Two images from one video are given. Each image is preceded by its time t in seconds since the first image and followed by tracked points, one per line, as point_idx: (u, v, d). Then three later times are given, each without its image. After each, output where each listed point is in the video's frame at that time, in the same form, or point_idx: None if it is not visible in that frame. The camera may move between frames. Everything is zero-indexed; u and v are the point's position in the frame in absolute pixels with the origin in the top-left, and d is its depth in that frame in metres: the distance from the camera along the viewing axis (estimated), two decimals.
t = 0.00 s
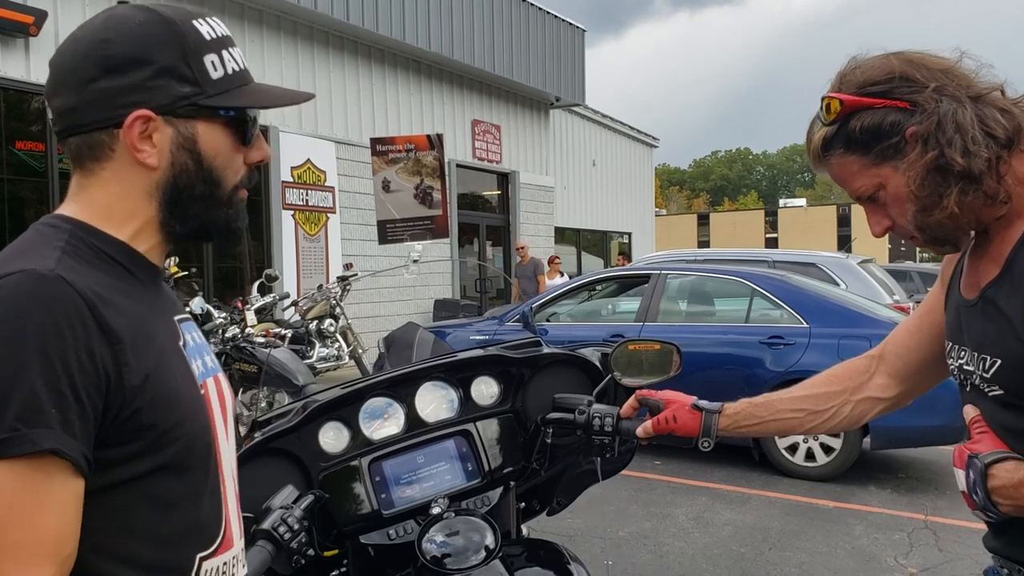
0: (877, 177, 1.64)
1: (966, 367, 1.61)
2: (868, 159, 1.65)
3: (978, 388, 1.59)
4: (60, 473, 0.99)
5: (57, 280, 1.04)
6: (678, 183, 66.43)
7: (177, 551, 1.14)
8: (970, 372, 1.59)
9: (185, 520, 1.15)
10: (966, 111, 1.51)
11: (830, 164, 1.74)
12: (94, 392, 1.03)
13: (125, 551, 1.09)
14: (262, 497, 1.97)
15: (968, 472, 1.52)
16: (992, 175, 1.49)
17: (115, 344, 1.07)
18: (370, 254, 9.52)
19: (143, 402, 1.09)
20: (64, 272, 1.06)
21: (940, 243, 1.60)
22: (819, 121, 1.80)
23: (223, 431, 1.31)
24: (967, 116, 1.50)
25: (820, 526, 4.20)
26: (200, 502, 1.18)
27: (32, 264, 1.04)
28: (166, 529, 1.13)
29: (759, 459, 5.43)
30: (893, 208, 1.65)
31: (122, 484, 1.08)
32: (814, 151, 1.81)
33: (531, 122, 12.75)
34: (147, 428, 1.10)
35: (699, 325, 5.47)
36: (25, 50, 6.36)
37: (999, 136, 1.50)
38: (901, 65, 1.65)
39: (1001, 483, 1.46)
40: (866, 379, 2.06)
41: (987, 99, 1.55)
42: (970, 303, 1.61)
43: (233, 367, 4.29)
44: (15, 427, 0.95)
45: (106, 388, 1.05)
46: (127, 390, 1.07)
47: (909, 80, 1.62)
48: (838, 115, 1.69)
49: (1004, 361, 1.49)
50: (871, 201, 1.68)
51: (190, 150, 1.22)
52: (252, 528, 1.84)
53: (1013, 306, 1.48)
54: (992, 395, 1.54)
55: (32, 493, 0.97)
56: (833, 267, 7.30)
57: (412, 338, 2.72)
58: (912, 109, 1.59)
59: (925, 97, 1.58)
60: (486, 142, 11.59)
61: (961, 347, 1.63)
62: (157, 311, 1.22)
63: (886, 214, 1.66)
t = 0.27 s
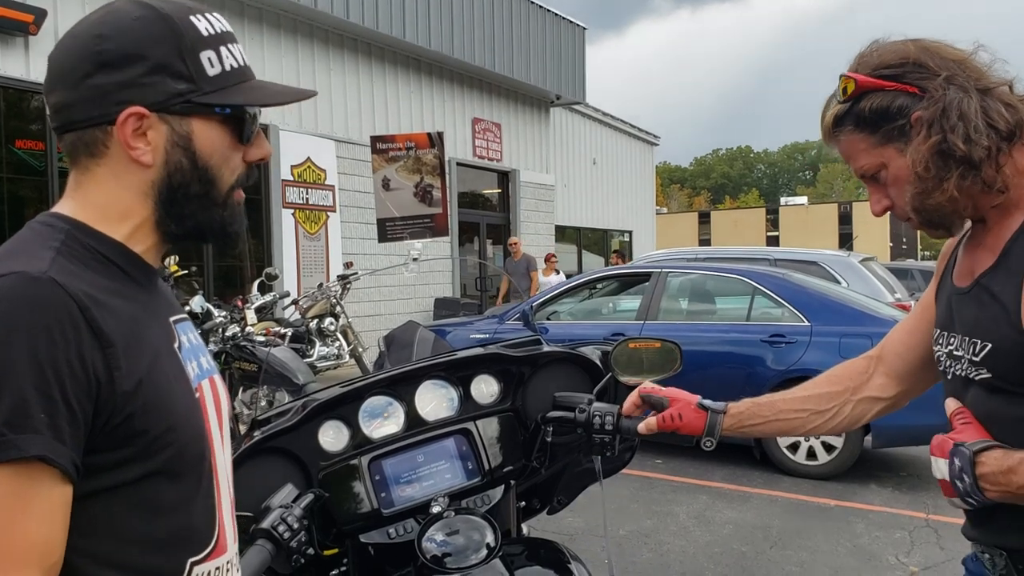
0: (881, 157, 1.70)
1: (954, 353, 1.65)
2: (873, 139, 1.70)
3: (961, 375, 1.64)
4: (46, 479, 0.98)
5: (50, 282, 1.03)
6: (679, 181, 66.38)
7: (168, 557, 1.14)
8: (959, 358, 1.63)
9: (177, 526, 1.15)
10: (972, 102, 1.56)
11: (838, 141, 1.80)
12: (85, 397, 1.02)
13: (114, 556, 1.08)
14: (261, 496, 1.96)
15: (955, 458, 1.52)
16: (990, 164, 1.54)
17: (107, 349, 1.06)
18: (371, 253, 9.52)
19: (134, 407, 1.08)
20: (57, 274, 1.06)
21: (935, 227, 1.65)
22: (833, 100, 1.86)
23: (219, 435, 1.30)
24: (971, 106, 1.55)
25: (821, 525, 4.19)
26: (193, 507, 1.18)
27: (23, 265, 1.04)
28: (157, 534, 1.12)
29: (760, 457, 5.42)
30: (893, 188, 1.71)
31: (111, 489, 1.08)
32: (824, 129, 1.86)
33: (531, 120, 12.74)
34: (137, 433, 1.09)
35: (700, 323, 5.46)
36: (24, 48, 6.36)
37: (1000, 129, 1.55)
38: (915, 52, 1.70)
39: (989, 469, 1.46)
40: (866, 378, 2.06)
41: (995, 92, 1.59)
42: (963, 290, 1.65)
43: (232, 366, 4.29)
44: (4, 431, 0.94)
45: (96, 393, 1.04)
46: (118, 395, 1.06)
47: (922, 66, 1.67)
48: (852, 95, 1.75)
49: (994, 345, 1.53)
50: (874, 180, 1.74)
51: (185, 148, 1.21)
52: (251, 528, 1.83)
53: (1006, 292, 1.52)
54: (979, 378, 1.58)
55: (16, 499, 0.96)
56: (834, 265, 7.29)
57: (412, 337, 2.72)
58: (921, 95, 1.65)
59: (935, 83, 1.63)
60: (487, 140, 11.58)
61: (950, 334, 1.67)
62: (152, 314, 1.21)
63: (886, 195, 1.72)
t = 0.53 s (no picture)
0: (876, 148, 1.74)
1: (944, 336, 1.71)
2: (872, 131, 1.74)
3: (952, 357, 1.70)
4: (36, 479, 0.97)
5: (43, 281, 1.03)
6: (680, 179, 66.31)
7: (163, 559, 1.13)
8: (949, 340, 1.69)
9: (172, 527, 1.14)
10: (963, 100, 1.59)
11: (842, 131, 1.84)
12: (77, 397, 1.01)
13: (108, 557, 1.08)
14: (262, 495, 1.96)
15: (940, 441, 1.58)
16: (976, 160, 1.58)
17: (101, 348, 1.06)
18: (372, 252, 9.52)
19: (127, 408, 1.08)
20: (52, 273, 1.05)
21: (923, 218, 1.69)
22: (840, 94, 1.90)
23: (217, 435, 1.30)
24: (962, 103, 1.59)
25: (823, 524, 4.18)
26: (188, 508, 1.17)
27: (18, 263, 1.03)
28: (151, 535, 1.12)
29: (761, 456, 5.41)
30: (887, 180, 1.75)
31: (104, 489, 1.07)
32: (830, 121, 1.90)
33: (532, 119, 12.73)
34: (130, 433, 1.08)
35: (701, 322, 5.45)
36: (25, 47, 6.36)
37: (989, 126, 1.58)
38: (917, 52, 1.73)
39: (979, 450, 1.54)
40: (863, 376, 2.06)
41: (989, 91, 1.62)
42: (954, 276, 1.71)
43: (232, 365, 4.28)
44: None
45: (89, 393, 1.03)
46: (111, 395, 1.06)
47: (922, 66, 1.70)
48: (856, 89, 1.78)
49: (986, 323, 1.58)
50: (873, 170, 1.78)
51: (187, 141, 1.21)
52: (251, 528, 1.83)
53: (997, 272, 1.57)
54: (969, 355, 1.64)
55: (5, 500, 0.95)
56: (835, 263, 7.27)
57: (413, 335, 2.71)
58: (918, 92, 1.68)
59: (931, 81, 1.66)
60: (488, 139, 11.58)
61: (941, 319, 1.73)
62: (148, 312, 1.20)
63: (882, 185, 1.76)
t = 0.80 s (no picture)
0: (870, 151, 1.77)
1: (936, 329, 1.73)
2: (866, 135, 1.78)
3: (944, 348, 1.72)
4: (40, 481, 0.98)
5: (43, 284, 1.03)
6: (680, 179, 66.32)
7: (165, 558, 1.14)
8: (942, 331, 1.71)
9: (174, 526, 1.15)
10: (949, 106, 1.64)
11: (838, 135, 1.87)
12: (79, 397, 1.02)
13: (111, 557, 1.09)
14: (263, 494, 1.96)
15: (961, 524, 1.52)
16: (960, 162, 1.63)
17: (102, 350, 1.07)
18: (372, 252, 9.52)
19: (128, 408, 1.08)
20: (51, 276, 1.05)
21: (914, 217, 1.75)
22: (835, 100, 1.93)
23: (216, 436, 1.31)
24: (948, 109, 1.63)
25: (822, 524, 4.19)
26: (190, 508, 1.18)
27: (19, 267, 1.03)
28: (155, 535, 1.13)
29: (761, 456, 5.42)
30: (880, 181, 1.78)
31: (106, 490, 1.08)
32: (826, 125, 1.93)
33: (532, 119, 12.74)
34: (132, 434, 1.09)
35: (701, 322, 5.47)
36: (26, 46, 6.37)
37: (974, 130, 1.63)
38: (907, 61, 1.77)
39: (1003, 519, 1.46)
40: (855, 372, 2.07)
41: (976, 97, 1.67)
42: (944, 272, 1.73)
43: (233, 364, 4.29)
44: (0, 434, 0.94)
45: (90, 395, 1.04)
46: (112, 397, 1.06)
47: (912, 74, 1.74)
48: (851, 95, 1.82)
49: (977, 311, 1.61)
50: (867, 173, 1.81)
51: (215, 157, 1.23)
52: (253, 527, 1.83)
53: (988, 262, 1.60)
54: (963, 345, 1.66)
55: (9, 503, 0.95)
56: (835, 263, 7.28)
57: (415, 334, 2.72)
58: (908, 97, 1.71)
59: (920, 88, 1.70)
60: (488, 139, 11.58)
61: (932, 313, 1.75)
62: (148, 312, 1.21)
63: (876, 186, 1.79)
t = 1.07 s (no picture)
0: (863, 154, 1.78)
1: (933, 327, 1.73)
2: (859, 138, 1.78)
3: (940, 346, 1.72)
4: (45, 475, 0.97)
5: (51, 279, 1.03)
6: (679, 178, 66.31)
7: (165, 555, 1.14)
8: (939, 329, 1.71)
9: (175, 524, 1.15)
10: (938, 108, 1.66)
11: (833, 140, 1.89)
12: (84, 394, 1.01)
13: (113, 554, 1.08)
14: (263, 491, 1.95)
15: None
16: (951, 163, 1.64)
17: (108, 346, 1.06)
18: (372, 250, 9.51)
19: (133, 405, 1.08)
20: (58, 271, 1.05)
21: (907, 217, 1.77)
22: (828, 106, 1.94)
23: (215, 434, 1.30)
24: (937, 111, 1.65)
25: (822, 522, 4.19)
26: (191, 504, 1.18)
27: (25, 261, 1.03)
28: (155, 532, 1.12)
29: (761, 455, 5.42)
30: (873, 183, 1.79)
31: (109, 486, 1.07)
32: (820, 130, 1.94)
33: (532, 117, 12.72)
34: (136, 430, 1.08)
35: (701, 320, 5.47)
36: (25, 44, 6.35)
37: (964, 131, 1.64)
38: (897, 66, 1.78)
39: None
40: (851, 370, 2.08)
41: (964, 100, 1.69)
42: (937, 270, 1.73)
43: (233, 362, 4.28)
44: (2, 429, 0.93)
45: (96, 391, 1.03)
46: (118, 392, 1.06)
47: (904, 78, 1.75)
48: (843, 101, 1.83)
49: (974, 306, 1.60)
50: (860, 175, 1.82)
51: (225, 161, 1.23)
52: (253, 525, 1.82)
53: (982, 259, 1.60)
54: (960, 341, 1.66)
55: (12, 499, 0.95)
56: (835, 262, 7.28)
57: (414, 332, 2.71)
58: (899, 101, 1.73)
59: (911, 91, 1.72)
60: (488, 137, 11.57)
61: (930, 312, 1.75)
62: (150, 309, 1.20)
63: (870, 189, 1.80)
